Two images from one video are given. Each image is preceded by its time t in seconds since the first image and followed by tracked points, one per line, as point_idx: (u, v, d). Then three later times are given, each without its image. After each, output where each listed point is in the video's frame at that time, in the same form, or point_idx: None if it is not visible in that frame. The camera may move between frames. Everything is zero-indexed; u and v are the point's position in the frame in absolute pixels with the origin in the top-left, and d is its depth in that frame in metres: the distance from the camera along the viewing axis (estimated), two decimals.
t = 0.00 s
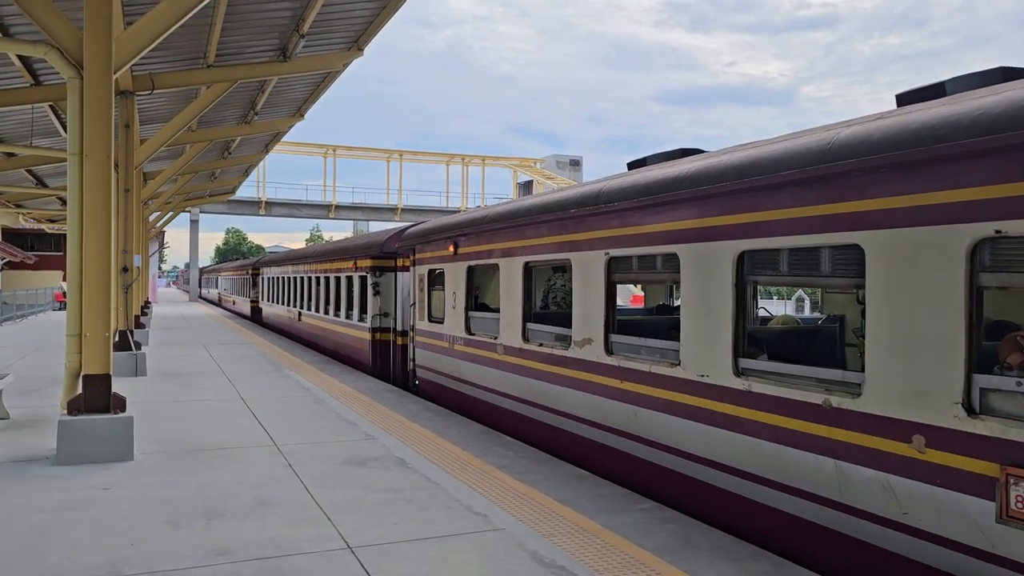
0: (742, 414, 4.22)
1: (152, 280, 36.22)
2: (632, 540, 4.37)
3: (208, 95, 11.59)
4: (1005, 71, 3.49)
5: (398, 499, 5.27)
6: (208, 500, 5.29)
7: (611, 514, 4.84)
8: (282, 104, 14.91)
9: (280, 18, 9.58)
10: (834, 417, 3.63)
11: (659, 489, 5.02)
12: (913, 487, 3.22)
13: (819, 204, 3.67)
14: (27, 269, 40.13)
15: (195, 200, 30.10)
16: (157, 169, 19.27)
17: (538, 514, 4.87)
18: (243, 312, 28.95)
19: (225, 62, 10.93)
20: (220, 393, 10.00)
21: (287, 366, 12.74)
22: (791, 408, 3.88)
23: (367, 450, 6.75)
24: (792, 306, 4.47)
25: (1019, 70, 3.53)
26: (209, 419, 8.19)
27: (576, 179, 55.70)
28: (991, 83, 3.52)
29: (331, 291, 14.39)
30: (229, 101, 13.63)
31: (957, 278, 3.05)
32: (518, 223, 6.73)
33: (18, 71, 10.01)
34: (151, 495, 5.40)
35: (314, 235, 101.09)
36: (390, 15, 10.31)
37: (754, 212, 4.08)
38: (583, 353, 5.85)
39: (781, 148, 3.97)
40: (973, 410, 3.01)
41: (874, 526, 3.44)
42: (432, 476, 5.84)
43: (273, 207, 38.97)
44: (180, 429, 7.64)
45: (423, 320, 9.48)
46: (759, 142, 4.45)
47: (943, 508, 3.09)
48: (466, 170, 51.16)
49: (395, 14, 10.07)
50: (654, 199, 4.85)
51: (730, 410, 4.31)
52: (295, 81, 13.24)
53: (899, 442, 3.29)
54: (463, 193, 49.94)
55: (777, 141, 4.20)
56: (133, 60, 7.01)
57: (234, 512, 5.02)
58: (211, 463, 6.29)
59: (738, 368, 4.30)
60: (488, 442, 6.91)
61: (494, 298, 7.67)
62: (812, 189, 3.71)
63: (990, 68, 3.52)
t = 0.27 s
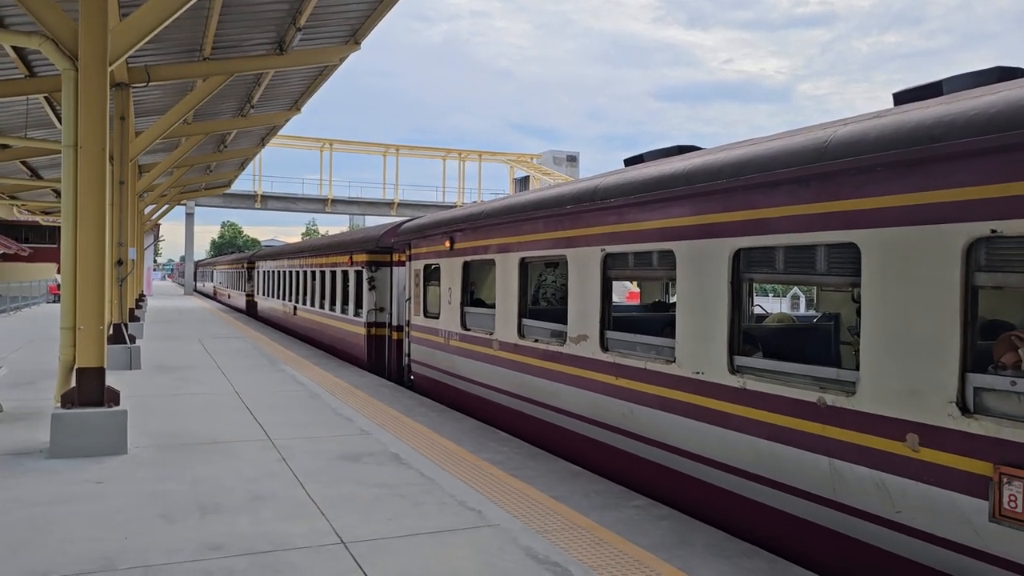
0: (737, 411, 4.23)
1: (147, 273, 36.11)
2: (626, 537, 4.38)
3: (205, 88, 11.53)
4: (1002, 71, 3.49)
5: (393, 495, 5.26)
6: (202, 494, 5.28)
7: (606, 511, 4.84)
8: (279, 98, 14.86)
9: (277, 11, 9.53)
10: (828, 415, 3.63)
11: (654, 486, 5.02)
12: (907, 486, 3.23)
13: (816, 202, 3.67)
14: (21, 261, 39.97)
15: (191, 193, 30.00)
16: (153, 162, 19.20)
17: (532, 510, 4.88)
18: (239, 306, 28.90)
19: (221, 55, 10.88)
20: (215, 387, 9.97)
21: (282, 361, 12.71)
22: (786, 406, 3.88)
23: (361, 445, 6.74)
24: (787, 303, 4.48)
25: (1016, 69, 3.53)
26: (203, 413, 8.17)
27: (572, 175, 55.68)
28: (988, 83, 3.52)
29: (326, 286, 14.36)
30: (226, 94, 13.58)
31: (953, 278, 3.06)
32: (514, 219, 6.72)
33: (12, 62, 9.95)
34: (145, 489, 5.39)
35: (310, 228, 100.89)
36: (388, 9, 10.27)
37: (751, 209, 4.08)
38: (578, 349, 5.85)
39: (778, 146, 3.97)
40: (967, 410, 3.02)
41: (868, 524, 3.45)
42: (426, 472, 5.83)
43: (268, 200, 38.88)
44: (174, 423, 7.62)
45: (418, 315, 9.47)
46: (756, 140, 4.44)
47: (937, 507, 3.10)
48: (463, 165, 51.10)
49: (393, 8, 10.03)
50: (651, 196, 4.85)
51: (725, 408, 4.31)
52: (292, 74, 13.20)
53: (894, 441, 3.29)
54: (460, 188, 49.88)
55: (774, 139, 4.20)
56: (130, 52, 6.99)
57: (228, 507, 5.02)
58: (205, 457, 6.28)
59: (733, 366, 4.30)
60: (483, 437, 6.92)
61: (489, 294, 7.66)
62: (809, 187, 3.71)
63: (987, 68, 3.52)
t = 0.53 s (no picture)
0: (729, 407, 4.24)
1: (138, 266, 35.94)
2: (618, 532, 4.39)
3: (198, 79, 11.46)
4: (996, 70, 3.50)
5: (385, 489, 5.26)
6: (193, 488, 5.27)
7: (598, 506, 4.85)
8: (272, 90, 14.78)
9: (271, 2, 9.47)
10: (821, 411, 3.64)
11: (646, 481, 5.04)
12: (898, 483, 3.24)
13: (810, 198, 3.67)
14: (11, 252, 39.72)
15: (183, 185, 29.86)
16: (145, 154, 19.08)
17: (525, 505, 4.88)
18: (231, 299, 28.80)
19: (214, 46, 10.81)
20: (207, 380, 9.94)
21: (274, 354, 12.68)
22: (778, 402, 3.90)
23: (354, 439, 6.73)
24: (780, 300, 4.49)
25: (1010, 68, 3.54)
26: (195, 406, 8.15)
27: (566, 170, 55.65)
28: (982, 81, 3.53)
29: (319, 279, 14.32)
30: (219, 86, 13.51)
31: (945, 276, 3.07)
32: (508, 213, 6.71)
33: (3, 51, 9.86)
34: (136, 482, 5.37)
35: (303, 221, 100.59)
36: (382, 2, 10.22)
37: (745, 205, 4.08)
38: (572, 344, 5.85)
39: (772, 143, 3.97)
40: (958, 407, 3.04)
41: (859, 520, 3.47)
42: (419, 466, 5.83)
43: (261, 193, 38.73)
44: (165, 416, 7.60)
45: (411, 309, 9.46)
46: (751, 136, 4.44)
47: (927, 503, 3.12)
48: (457, 159, 51.01)
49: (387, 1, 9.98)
50: (645, 191, 4.85)
51: (718, 404, 4.33)
52: (285, 66, 13.13)
53: (885, 438, 3.30)
54: (454, 182, 49.79)
55: (768, 136, 4.20)
56: (122, 42, 6.93)
57: (219, 500, 5.00)
58: (197, 451, 6.26)
59: (726, 362, 4.31)
60: (476, 432, 6.92)
61: (483, 288, 7.65)
62: (803, 184, 3.72)
63: (981, 66, 3.53)
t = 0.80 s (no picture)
0: (717, 405, 4.25)
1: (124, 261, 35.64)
2: (606, 529, 4.40)
3: (185, 74, 11.37)
4: (984, 71, 3.52)
5: (372, 485, 5.25)
6: (179, 484, 5.23)
7: (585, 503, 4.85)
8: (260, 85, 14.68)
9: None
10: (807, 410, 3.66)
11: (633, 479, 5.05)
12: (884, 481, 3.26)
13: (798, 198, 3.68)
14: None
15: (170, 179, 29.64)
16: (131, 148, 18.92)
17: (512, 502, 4.88)
18: (218, 294, 28.64)
19: (202, 40, 10.72)
20: (193, 376, 9.88)
21: (261, 350, 12.61)
22: (765, 400, 3.91)
23: (341, 435, 6.70)
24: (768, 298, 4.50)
25: (997, 70, 3.56)
26: (181, 402, 8.09)
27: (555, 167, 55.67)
28: (970, 82, 3.55)
29: (307, 275, 14.25)
30: (207, 81, 13.41)
31: (932, 276, 3.09)
32: (497, 210, 6.70)
33: None
34: (121, 478, 5.33)
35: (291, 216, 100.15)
36: None
37: (734, 204, 4.09)
38: (560, 341, 5.85)
39: (761, 142, 3.98)
40: (944, 406, 3.05)
41: (845, 518, 3.49)
42: (406, 462, 5.82)
43: (249, 188, 38.50)
44: (151, 412, 7.54)
45: (399, 306, 9.43)
46: (740, 135, 4.45)
47: (912, 502, 3.14)
48: (446, 156, 50.92)
49: None
50: (634, 189, 4.85)
51: (705, 402, 4.34)
52: (274, 61, 13.04)
53: (871, 436, 3.32)
54: (442, 179, 49.69)
55: (757, 135, 4.21)
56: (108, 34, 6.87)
57: (205, 496, 4.97)
58: (183, 447, 6.21)
59: (713, 360, 4.32)
60: (464, 428, 6.91)
61: (471, 285, 7.64)
62: (791, 183, 3.73)
63: (968, 67, 3.55)
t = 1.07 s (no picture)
0: (698, 405, 4.25)
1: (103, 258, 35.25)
2: (588, 529, 4.39)
3: (166, 70, 11.24)
4: (963, 75, 3.55)
5: (354, 485, 5.21)
6: (158, 484, 5.16)
7: (567, 503, 4.84)
8: (242, 82, 14.55)
9: None
10: (788, 410, 3.67)
11: (615, 478, 5.05)
12: (863, 481, 3.28)
13: (781, 199, 3.70)
14: None
15: (150, 176, 29.32)
16: (111, 144, 18.69)
17: (494, 502, 4.86)
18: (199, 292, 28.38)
19: (184, 37, 10.60)
20: (173, 375, 9.77)
21: (242, 349, 12.49)
22: (746, 400, 3.92)
23: (323, 435, 6.65)
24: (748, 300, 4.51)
25: (977, 73, 3.59)
26: (160, 401, 7.99)
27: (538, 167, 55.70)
28: (950, 85, 3.58)
29: (289, 273, 14.14)
30: (188, 77, 13.26)
31: (912, 277, 3.11)
32: (480, 209, 6.68)
33: None
34: (98, 478, 5.25)
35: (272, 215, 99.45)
36: None
37: (716, 205, 4.10)
38: (543, 341, 5.84)
39: (743, 143, 3.99)
40: (923, 407, 3.08)
41: (825, 518, 3.50)
42: (387, 462, 5.78)
43: (230, 186, 38.16)
44: (129, 411, 7.44)
45: (382, 305, 9.38)
46: (723, 137, 4.46)
47: (891, 502, 3.16)
48: (429, 155, 50.80)
49: None
50: (617, 189, 4.85)
51: (687, 402, 4.34)
52: (257, 58, 12.93)
53: (851, 437, 3.34)
54: (426, 177, 49.57)
55: (740, 136, 4.22)
56: (88, 30, 6.78)
57: (185, 496, 4.91)
58: (162, 446, 6.14)
59: (695, 360, 4.33)
60: (446, 428, 6.88)
61: (454, 285, 7.61)
62: (773, 185, 3.74)
63: (949, 70, 3.57)
